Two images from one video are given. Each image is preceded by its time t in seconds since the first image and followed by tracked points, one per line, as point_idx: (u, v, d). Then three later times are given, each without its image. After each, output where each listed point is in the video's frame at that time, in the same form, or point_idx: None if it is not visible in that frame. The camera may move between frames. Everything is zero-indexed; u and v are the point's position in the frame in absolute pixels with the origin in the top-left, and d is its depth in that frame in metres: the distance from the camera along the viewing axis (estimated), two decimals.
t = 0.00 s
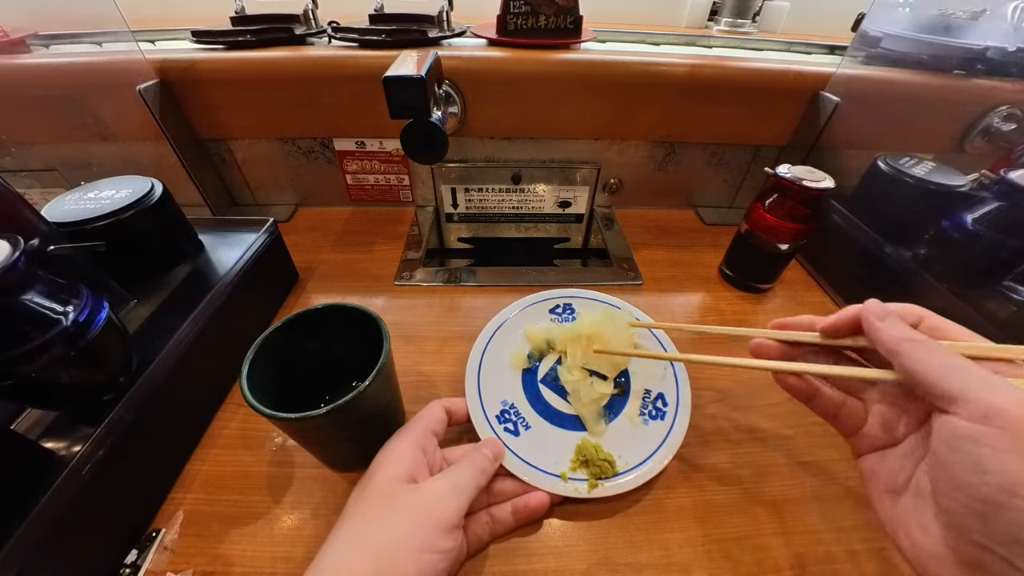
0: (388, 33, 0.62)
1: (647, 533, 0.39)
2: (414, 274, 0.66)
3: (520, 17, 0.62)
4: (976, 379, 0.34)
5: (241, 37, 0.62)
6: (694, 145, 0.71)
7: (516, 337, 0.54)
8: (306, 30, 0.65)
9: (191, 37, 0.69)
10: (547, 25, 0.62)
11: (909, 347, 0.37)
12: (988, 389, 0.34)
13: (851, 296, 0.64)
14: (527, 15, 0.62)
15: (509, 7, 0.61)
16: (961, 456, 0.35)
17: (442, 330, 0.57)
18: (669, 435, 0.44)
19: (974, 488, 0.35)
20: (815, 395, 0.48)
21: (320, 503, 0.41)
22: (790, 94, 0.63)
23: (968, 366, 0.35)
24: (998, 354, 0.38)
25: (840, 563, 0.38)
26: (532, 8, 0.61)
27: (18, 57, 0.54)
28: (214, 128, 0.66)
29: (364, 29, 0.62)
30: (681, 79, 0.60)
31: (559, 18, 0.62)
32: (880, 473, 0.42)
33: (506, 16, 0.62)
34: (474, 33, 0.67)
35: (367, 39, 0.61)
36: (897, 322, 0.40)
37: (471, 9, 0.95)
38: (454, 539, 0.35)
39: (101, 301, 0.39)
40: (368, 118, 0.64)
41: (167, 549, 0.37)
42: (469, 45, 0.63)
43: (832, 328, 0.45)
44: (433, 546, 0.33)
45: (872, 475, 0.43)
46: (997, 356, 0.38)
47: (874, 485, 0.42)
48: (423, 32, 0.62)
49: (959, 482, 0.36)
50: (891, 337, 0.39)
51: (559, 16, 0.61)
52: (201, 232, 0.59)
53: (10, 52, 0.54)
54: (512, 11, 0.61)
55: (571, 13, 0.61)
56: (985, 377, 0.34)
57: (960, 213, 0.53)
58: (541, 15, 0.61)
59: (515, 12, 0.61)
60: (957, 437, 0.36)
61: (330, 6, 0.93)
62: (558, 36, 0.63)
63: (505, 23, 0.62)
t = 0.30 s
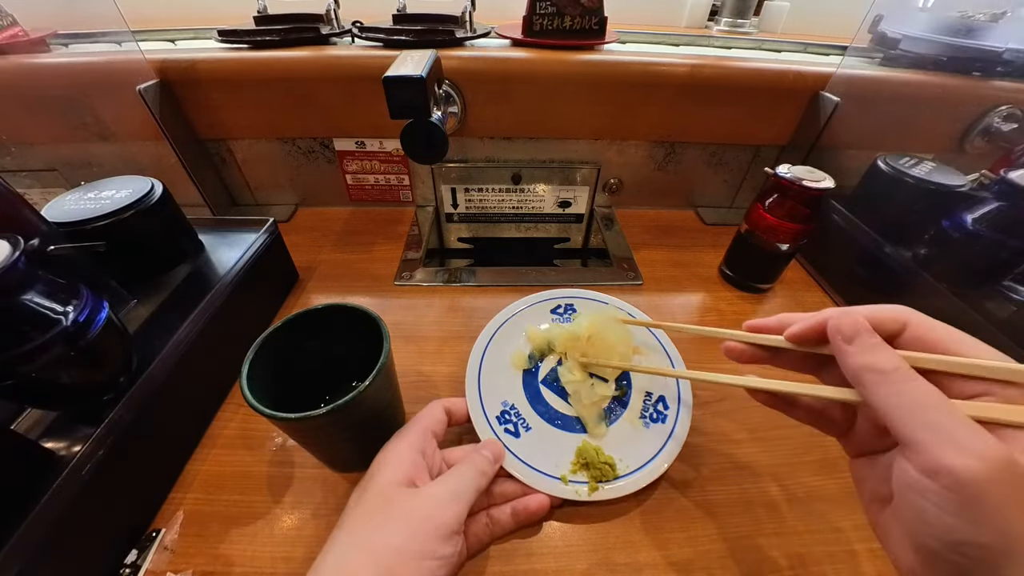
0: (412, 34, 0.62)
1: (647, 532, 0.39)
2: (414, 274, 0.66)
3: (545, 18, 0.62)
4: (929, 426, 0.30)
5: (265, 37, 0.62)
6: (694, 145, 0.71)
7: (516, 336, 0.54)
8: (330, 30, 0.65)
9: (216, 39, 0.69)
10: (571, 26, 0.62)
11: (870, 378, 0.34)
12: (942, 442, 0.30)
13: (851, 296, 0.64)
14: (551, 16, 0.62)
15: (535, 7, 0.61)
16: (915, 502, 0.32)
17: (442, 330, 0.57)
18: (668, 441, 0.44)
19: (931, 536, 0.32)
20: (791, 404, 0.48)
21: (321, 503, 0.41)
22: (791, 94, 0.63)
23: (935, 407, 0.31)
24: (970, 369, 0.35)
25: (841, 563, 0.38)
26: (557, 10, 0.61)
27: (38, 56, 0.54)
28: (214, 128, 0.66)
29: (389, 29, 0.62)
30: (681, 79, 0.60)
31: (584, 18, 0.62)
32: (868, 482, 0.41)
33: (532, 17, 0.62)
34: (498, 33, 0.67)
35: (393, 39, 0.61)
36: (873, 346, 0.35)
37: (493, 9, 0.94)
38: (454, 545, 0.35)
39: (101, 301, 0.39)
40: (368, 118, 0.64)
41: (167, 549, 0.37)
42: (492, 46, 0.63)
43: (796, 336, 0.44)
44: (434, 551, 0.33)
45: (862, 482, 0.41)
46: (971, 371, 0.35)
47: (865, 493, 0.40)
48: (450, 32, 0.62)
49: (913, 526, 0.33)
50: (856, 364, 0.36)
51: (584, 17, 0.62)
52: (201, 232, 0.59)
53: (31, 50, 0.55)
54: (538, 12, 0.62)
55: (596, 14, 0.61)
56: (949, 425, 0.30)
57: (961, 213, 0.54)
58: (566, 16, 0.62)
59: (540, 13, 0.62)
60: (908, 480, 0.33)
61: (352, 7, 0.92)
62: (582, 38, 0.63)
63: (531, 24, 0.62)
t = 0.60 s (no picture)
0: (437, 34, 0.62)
1: (647, 532, 0.39)
2: (414, 274, 0.66)
3: (570, 19, 0.62)
4: (902, 433, 0.30)
5: (289, 37, 0.61)
6: (694, 145, 0.71)
7: (521, 343, 0.54)
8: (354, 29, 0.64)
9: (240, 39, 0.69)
10: (595, 28, 0.62)
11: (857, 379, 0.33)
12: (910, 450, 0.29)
13: (851, 296, 0.64)
14: (576, 17, 0.61)
15: (561, 8, 0.61)
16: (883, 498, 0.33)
17: (442, 330, 0.57)
18: (668, 451, 0.44)
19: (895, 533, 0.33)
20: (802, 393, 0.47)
21: (321, 503, 0.41)
22: (791, 93, 0.63)
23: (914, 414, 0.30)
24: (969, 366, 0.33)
25: (842, 563, 0.38)
26: (581, 10, 0.61)
27: (57, 55, 0.54)
28: (214, 128, 0.66)
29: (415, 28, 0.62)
30: (681, 79, 0.60)
31: (608, 20, 0.61)
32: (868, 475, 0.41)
33: (557, 18, 0.62)
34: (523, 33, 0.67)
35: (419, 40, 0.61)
36: (873, 345, 0.33)
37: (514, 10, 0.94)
38: (456, 549, 0.35)
39: (101, 301, 0.39)
40: (368, 118, 0.64)
41: (167, 549, 0.37)
42: (515, 47, 0.63)
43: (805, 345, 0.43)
44: (436, 555, 0.33)
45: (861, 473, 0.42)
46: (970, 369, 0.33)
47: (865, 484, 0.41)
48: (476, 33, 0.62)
49: (878, 519, 0.34)
50: (846, 363, 0.34)
51: (608, 19, 0.61)
52: (201, 232, 0.59)
53: (49, 48, 0.55)
54: (563, 13, 0.61)
55: (620, 15, 0.61)
56: (923, 436, 0.29)
57: (960, 213, 0.54)
58: (590, 17, 0.61)
59: (565, 14, 0.61)
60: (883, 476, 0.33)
61: (374, 7, 0.92)
62: (606, 38, 0.63)
63: (556, 24, 0.62)
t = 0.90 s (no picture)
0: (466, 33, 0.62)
1: (647, 532, 0.39)
2: (414, 274, 0.66)
3: (596, 20, 0.62)
4: None
5: (317, 37, 0.61)
6: (694, 145, 0.71)
7: (520, 346, 0.54)
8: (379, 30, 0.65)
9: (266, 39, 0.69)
10: (621, 28, 0.62)
11: (989, 330, 0.31)
12: None
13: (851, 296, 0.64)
14: (603, 18, 0.62)
15: (587, 10, 0.62)
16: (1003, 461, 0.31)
17: (442, 330, 0.57)
18: (667, 453, 0.44)
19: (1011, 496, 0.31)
20: (874, 362, 0.46)
21: (321, 503, 0.41)
22: (791, 94, 0.63)
23: None
24: None
25: (841, 563, 0.38)
26: (608, 11, 0.61)
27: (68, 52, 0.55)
28: (215, 128, 0.66)
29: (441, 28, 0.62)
30: (681, 80, 0.60)
31: (633, 21, 0.62)
32: (926, 456, 0.42)
33: (583, 18, 0.62)
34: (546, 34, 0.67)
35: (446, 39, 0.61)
36: (1010, 296, 0.31)
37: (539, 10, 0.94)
38: (457, 550, 0.34)
39: (101, 301, 0.39)
40: (368, 118, 0.64)
41: (167, 549, 0.37)
42: (541, 48, 0.63)
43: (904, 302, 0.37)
44: (436, 557, 0.33)
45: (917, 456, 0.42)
46: None
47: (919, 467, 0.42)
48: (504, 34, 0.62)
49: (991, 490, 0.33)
50: (976, 316, 0.32)
51: (634, 19, 0.62)
52: (201, 232, 0.59)
53: (70, 48, 0.55)
54: (589, 13, 0.62)
55: (645, 16, 0.62)
56: None
57: (961, 213, 0.54)
58: (616, 18, 0.62)
59: (591, 15, 0.62)
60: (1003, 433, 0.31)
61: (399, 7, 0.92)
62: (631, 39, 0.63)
63: (582, 25, 0.62)
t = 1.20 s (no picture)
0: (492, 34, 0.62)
1: (647, 532, 0.39)
2: (414, 274, 0.66)
3: (622, 21, 0.62)
4: (975, 430, 0.29)
5: (342, 37, 0.61)
6: (694, 145, 0.71)
7: (521, 342, 0.53)
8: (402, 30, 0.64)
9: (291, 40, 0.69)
10: (646, 29, 0.62)
11: (915, 378, 0.32)
12: (987, 446, 0.28)
13: (851, 296, 0.63)
14: (628, 19, 0.62)
15: (611, 11, 0.62)
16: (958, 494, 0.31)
17: (441, 330, 0.57)
18: (670, 451, 0.44)
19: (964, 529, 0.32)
20: (827, 404, 0.46)
21: (321, 503, 0.41)
22: (791, 93, 0.63)
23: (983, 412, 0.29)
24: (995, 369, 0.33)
25: (841, 563, 0.38)
26: (634, 12, 0.61)
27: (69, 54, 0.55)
28: (215, 128, 0.66)
29: (466, 29, 0.62)
30: (681, 80, 0.60)
31: (656, 22, 0.62)
32: (893, 486, 0.40)
33: (608, 20, 0.62)
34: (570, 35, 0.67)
35: (472, 40, 0.61)
36: (926, 345, 0.31)
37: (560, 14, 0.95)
38: (457, 549, 0.35)
39: (101, 301, 0.39)
40: (368, 118, 0.64)
41: (167, 549, 0.37)
42: (565, 49, 0.63)
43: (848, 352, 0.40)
44: (435, 558, 0.33)
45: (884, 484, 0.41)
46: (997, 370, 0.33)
47: (889, 494, 0.40)
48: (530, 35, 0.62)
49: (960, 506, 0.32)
50: (900, 366, 0.32)
51: (657, 21, 0.62)
52: (201, 232, 0.59)
53: (89, 48, 0.56)
54: (614, 14, 0.62)
55: (669, 17, 0.62)
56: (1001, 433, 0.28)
57: (961, 213, 0.54)
58: (641, 19, 0.62)
59: (616, 16, 0.62)
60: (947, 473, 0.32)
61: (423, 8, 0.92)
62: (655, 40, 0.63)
63: (606, 26, 0.62)
